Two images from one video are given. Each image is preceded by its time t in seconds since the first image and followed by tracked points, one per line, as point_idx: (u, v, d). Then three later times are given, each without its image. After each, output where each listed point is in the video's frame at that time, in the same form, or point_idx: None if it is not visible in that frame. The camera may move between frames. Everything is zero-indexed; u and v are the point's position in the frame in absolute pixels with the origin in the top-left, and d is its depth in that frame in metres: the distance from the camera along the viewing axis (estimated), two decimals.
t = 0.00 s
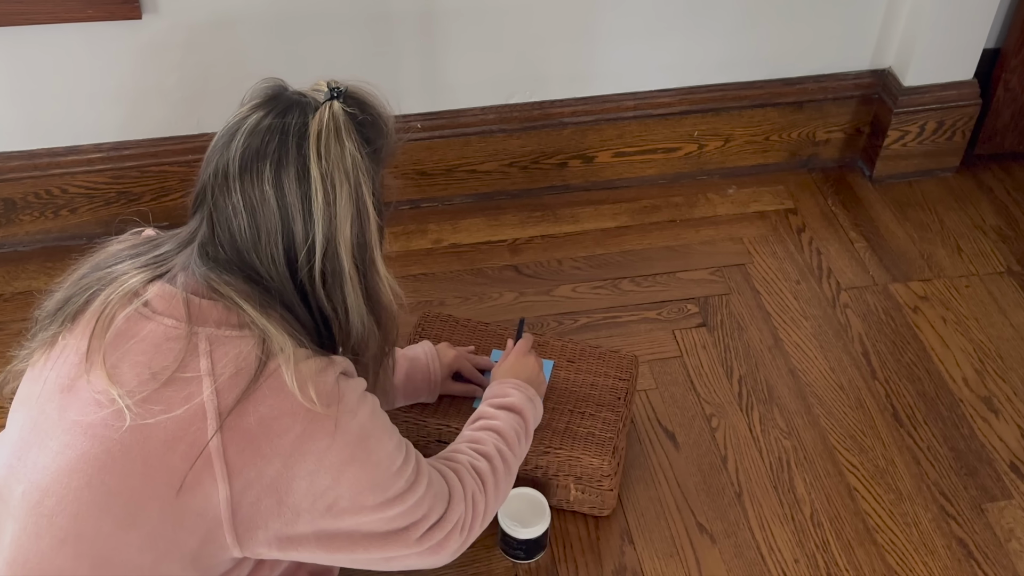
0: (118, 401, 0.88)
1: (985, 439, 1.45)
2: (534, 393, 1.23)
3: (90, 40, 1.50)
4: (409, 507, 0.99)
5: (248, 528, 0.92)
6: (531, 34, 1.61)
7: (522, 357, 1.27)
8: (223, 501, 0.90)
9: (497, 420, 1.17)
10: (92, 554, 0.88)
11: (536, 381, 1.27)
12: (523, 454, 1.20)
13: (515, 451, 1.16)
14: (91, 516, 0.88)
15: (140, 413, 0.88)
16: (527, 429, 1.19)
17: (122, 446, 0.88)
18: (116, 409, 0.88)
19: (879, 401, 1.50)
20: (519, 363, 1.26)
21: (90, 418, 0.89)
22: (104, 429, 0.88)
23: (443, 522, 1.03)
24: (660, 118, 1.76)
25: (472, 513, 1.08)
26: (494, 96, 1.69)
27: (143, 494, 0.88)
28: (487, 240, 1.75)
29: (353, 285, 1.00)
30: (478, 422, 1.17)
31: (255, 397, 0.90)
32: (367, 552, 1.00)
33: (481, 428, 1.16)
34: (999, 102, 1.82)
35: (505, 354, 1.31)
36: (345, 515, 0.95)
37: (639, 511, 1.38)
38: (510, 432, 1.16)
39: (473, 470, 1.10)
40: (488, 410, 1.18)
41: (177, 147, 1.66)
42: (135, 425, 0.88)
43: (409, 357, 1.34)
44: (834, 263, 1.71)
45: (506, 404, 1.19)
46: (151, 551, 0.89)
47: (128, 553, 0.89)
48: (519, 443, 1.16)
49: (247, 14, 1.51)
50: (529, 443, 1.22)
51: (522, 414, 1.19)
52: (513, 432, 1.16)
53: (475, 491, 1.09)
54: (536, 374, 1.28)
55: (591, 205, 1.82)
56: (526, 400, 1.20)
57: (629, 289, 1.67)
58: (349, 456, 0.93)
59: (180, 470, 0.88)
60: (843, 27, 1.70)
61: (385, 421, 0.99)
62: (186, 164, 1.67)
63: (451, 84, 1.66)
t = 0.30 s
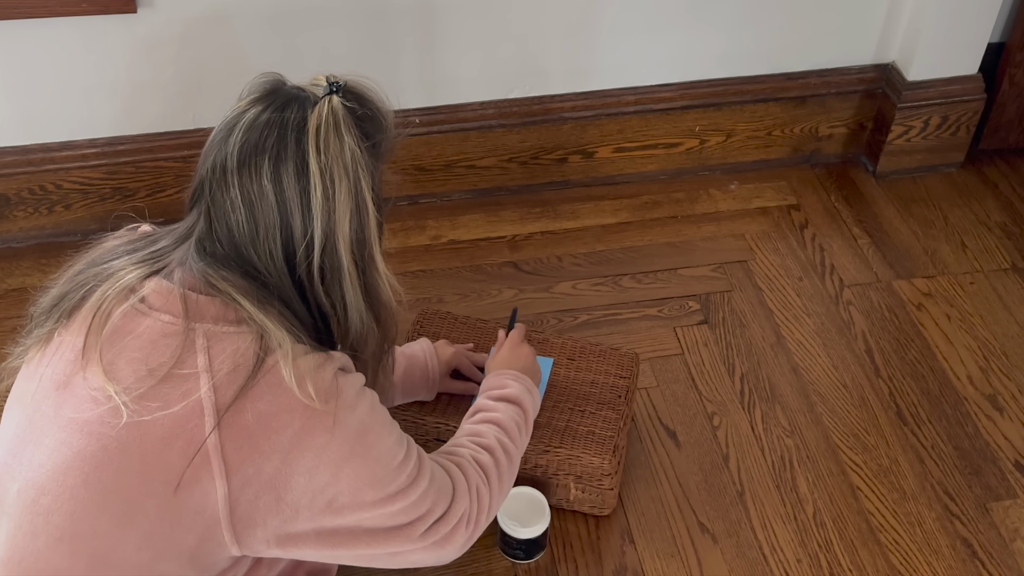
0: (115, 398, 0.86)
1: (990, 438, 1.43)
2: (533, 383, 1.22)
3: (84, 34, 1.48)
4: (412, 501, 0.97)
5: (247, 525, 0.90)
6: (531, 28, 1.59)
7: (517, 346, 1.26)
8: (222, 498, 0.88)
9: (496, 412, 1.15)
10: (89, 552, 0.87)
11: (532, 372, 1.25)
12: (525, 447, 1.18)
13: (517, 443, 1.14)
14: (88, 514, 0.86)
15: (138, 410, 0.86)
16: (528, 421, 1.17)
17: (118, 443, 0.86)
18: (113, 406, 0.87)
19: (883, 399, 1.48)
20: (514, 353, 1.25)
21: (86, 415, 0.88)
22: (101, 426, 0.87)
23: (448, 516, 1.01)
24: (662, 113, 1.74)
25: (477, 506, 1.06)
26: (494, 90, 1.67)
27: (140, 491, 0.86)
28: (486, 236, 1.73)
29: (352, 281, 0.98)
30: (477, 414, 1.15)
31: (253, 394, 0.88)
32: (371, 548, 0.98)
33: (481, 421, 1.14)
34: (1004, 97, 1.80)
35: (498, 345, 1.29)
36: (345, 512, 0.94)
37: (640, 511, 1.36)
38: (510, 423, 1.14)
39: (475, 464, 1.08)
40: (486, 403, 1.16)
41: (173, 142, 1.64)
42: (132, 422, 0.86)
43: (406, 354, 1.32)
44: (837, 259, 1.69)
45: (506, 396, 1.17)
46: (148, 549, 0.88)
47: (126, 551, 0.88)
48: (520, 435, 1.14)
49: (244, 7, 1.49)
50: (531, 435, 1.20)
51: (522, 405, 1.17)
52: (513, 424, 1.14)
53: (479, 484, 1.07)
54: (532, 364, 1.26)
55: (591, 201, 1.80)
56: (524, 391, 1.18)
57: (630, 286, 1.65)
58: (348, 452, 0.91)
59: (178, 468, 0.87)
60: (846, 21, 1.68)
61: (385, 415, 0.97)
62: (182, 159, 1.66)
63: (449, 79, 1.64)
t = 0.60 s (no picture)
0: (108, 395, 0.85)
1: (994, 436, 1.42)
2: (534, 384, 1.20)
3: (78, 28, 1.47)
4: (410, 500, 0.95)
5: (242, 524, 0.88)
6: (530, 22, 1.57)
7: (516, 348, 1.24)
8: (216, 497, 0.86)
9: (497, 413, 1.13)
10: (82, 551, 0.85)
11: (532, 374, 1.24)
12: (526, 447, 1.16)
13: (518, 443, 1.12)
14: (81, 513, 0.84)
15: (131, 407, 0.85)
16: (529, 421, 1.16)
17: (112, 441, 0.84)
18: (106, 404, 0.85)
19: (886, 397, 1.47)
20: (513, 355, 1.23)
21: (80, 413, 0.86)
22: (94, 424, 0.85)
23: (448, 515, 1.00)
24: (662, 108, 1.72)
25: (477, 505, 1.04)
26: (493, 85, 1.65)
27: (134, 490, 0.85)
28: (485, 232, 1.72)
29: (348, 277, 0.97)
30: (478, 416, 1.14)
31: (248, 390, 0.87)
32: (369, 548, 0.96)
33: (481, 422, 1.12)
34: (1009, 92, 1.78)
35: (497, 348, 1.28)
36: (342, 511, 0.92)
37: (640, 510, 1.35)
38: (511, 423, 1.12)
39: (475, 464, 1.07)
40: (486, 404, 1.15)
41: (168, 137, 1.62)
42: (125, 420, 0.85)
43: (403, 351, 1.31)
44: (840, 256, 1.67)
45: (506, 396, 1.15)
46: (143, 549, 0.86)
47: (119, 550, 0.86)
48: (521, 436, 1.13)
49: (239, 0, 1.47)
50: (532, 435, 1.18)
51: (523, 405, 1.16)
52: (513, 424, 1.13)
53: (479, 484, 1.05)
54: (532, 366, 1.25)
55: (591, 197, 1.79)
56: (525, 391, 1.17)
57: (631, 283, 1.63)
58: (344, 449, 0.90)
59: (172, 465, 0.85)
60: (849, 15, 1.67)
61: (383, 413, 0.96)
62: (178, 155, 1.64)
63: (448, 74, 1.62)
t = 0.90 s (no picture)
0: (101, 393, 0.83)
1: (999, 435, 1.40)
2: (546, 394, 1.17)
3: (72, 22, 1.45)
4: (403, 506, 0.93)
5: (236, 524, 0.87)
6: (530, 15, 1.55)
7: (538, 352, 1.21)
8: (209, 496, 0.84)
9: (504, 420, 1.11)
10: (75, 551, 0.83)
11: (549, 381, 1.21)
12: (529, 457, 1.14)
13: (520, 454, 1.10)
14: (73, 513, 0.83)
15: (123, 405, 0.83)
16: (535, 431, 1.13)
17: (105, 440, 0.83)
18: (98, 401, 0.84)
19: (890, 395, 1.45)
20: (534, 359, 1.20)
21: (72, 410, 0.84)
22: (87, 422, 0.83)
23: (440, 524, 0.98)
24: (663, 102, 1.71)
25: (470, 516, 1.03)
26: (492, 79, 1.64)
27: (127, 489, 0.83)
28: (484, 228, 1.70)
29: (344, 272, 0.95)
30: (483, 419, 1.12)
31: (242, 388, 0.85)
32: (359, 555, 0.94)
33: (486, 427, 1.10)
34: (1014, 87, 1.76)
35: (517, 347, 1.25)
36: (335, 513, 0.90)
37: (641, 509, 1.33)
38: (515, 433, 1.10)
39: (472, 472, 1.05)
40: (494, 408, 1.12)
41: (163, 132, 1.60)
42: (118, 418, 0.83)
43: (402, 347, 1.29)
44: (843, 252, 1.66)
45: (513, 404, 1.13)
46: (136, 548, 0.85)
47: (113, 549, 0.84)
48: (524, 447, 1.11)
49: None
50: (537, 446, 1.15)
51: (529, 416, 1.13)
52: (518, 434, 1.10)
53: (474, 494, 1.04)
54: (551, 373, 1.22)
55: (591, 192, 1.77)
56: (534, 400, 1.14)
57: (631, 279, 1.62)
58: (339, 448, 0.88)
59: (165, 464, 0.83)
60: (852, 8, 1.65)
61: (379, 414, 0.94)
62: (173, 150, 1.62)
63: (447, 68, 1.61)
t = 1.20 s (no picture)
0: (93, 390, 0.81)
1: (1004, 433, 1.39)
2: (527, 395, 1.17)
3: (66, 15, 1.43)
4: (397, 510, 0.92)
5: (229, 523, 0.85)
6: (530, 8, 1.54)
7: (512, 353, 1.21)
8: (203, 495, 0.83)
9: (489, 426, 1.10)
10: (67, 551, 0.82)
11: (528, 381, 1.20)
12: (517, 461, 1.13)
13: (508, 459, 1.09)
14: (65, 513, 0.81)
15: (116, 403, 0.82)
16: (520, 435, 1.12)
17: (97, 438, 0.81)
18: (90, 399, 0.82)
19: (893, 393, 1.44)
20: (508, 361, 1.20)
21: (64, 408, 0.83)
22: (79, 420, 0.82)
23: (432, 530, 0.96)
24: (664, 97, 1.69)
25: (463, 521, 1.01)
26: (491, 74, 1.62)
27: (119, 487, 0.81)
28: (483, 224, 1.68)
29: (340, 268, 0.93)
30: (468, 427, 1.10)
31: (236, 385, 0.84)
32: (351, 561, 0.92)
33: (471, 434, 1.09)
34: (1019, 81, 1.75)
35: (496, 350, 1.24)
36: (329, 515, 0.88)
37: (642, 508, 1.32)
38: (502, 437, 1.09)
39: (463, 477, 1.03)
40: (478, 415, 1.11)
41: (158, 127, 1.59)
42: (110, 416, 0.81)
43: (399, 345, 1.27)
44: (847, 248, 1.64)
45: (499, 409, 1.12)
46: (128, 548, 0.83)
47: (105, 549, 0.83)
48: (512, 449, 1.10)
49: None
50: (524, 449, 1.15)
51: (515, 419, 1.12)
52: (505, 438, 1.09)
53: (466, 499, 1.02)
54: (529, 373, 1.21)
55: (591, 188, 1.75)
56: (519, 403, 1.14)
57: (632, 276, 1.60)
58: (333, 448, 0.87)
59: (158, 462, 0.82)
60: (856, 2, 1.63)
61: (374, 415, 0.93)
62: (169, 145, 1.60)
63: (446, 62, 1.59)
